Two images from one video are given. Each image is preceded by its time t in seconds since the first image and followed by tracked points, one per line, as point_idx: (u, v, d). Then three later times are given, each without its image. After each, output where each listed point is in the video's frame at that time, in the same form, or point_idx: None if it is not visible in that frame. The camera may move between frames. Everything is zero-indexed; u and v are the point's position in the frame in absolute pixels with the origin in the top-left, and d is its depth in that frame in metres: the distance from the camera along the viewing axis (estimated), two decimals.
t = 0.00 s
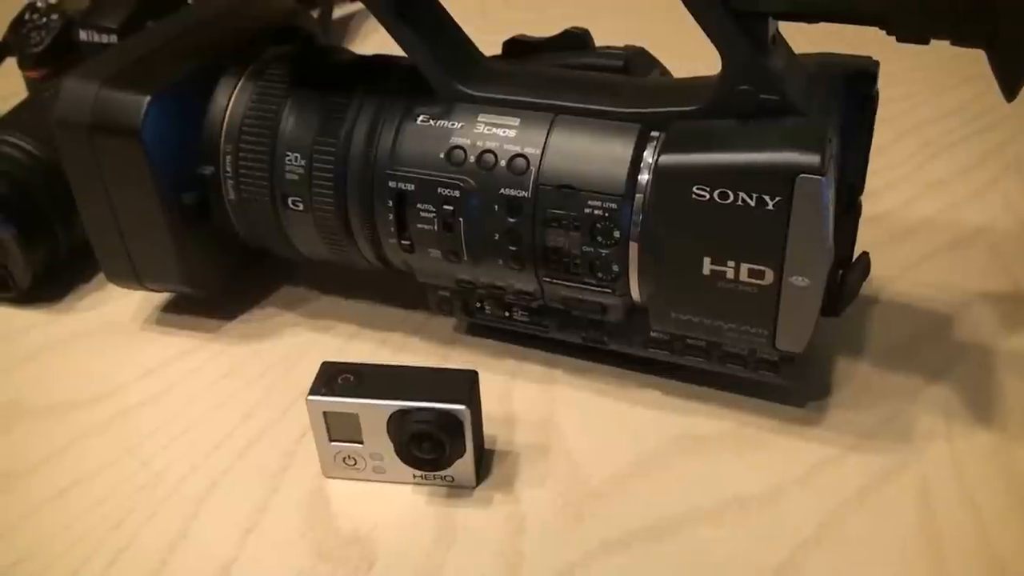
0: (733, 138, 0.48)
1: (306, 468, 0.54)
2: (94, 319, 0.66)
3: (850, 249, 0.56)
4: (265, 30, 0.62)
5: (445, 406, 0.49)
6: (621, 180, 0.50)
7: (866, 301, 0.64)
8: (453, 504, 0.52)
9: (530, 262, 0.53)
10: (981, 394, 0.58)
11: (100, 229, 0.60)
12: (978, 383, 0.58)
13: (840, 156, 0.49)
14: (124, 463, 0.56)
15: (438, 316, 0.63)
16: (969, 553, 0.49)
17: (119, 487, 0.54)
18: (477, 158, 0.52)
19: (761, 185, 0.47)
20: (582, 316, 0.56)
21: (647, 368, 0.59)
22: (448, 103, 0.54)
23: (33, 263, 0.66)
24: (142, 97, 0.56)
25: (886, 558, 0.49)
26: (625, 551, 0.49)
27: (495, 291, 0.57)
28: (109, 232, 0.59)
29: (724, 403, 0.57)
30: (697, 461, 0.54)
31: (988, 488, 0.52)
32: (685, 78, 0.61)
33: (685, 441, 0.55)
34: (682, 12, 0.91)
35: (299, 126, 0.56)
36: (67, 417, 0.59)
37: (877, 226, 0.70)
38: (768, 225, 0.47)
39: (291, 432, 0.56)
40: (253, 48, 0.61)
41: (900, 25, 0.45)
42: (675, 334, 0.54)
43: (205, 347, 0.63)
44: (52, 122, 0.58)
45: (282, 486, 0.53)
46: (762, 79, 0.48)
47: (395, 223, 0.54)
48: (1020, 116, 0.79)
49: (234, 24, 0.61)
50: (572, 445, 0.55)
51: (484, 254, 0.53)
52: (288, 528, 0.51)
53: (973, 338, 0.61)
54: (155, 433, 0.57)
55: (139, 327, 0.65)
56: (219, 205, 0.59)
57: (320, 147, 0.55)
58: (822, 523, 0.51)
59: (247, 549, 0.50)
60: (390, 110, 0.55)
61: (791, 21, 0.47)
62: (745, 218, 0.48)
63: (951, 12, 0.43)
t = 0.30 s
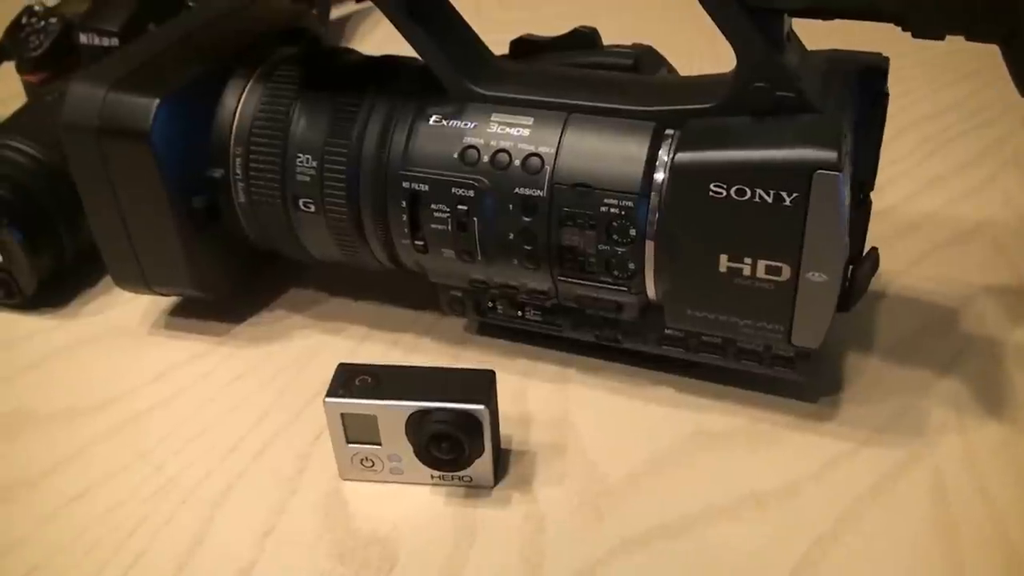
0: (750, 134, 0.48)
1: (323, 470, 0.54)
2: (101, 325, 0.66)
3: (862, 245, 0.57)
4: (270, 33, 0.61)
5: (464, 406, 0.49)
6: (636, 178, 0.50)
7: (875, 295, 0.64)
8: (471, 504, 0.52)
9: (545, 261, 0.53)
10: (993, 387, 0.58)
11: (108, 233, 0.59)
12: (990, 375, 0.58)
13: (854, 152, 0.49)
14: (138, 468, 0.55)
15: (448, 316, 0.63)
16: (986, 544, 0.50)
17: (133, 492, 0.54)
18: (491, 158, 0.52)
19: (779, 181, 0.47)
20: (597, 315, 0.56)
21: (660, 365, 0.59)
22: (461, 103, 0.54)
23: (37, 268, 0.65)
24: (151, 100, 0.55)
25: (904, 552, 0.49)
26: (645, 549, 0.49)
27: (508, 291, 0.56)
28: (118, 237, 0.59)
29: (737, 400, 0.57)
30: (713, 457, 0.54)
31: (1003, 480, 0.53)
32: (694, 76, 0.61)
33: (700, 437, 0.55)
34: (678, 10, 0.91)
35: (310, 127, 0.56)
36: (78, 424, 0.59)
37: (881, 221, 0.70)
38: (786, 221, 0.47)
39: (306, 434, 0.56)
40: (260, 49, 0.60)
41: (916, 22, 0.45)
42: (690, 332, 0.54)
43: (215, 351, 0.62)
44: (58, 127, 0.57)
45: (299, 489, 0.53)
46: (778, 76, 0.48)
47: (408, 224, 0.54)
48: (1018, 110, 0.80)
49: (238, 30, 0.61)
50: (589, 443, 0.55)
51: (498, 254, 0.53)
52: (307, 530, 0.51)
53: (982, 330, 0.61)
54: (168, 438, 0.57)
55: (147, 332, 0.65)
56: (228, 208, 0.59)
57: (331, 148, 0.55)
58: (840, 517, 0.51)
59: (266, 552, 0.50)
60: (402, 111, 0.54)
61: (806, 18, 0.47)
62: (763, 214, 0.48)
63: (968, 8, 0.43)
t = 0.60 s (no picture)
0: (766, 131, 0.48)
1: (339, 472, 0.54)
2: (106, 330, 0.65)
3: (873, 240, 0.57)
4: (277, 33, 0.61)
5: (485, 406, 0.49)
6: (653, 177, 0.50)
7: (882, 291, 0.64)
8: (490, 504, 0.51)
9: (560, 261, 0.53)
10: (1003, 379, 0.58)
11: (116, 237, 0.59)
12: (999, 367, 0.59)
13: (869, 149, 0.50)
14: (151, 473, 0.55)
15: (458, 316, 0.63)
16: (1003, 535, 0.50)
17: (148, 497, 0.53)
18: (506, 157, 0.52)
19: (797, 178, 0.47)
20: (611, 313, 0.56)
21: (673, 362, 0.59)
22: (474, 102, 0.54)
23: (40, 272, 0.64)
24: (160, 102, 0.55)
25: (923, 544, 0.50)
26: (667, 546, 0.49)
27: (521, 290, 0.56)
28: (126, 239, 0.59)
29: (750, 396, 0.57)
30: (730, 454, 0.54)
31: (1017, 471, 0.53)
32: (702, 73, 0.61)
33: (716, 434, 0.55)
34: (671, 10, 0.90)
35: (322, 128, 0.55)
36: (88, 429, 0.58)
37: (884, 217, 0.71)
38: (804, 218, 0.48)
39: (319, 437, 0.56)
40: (267, 50, 0.60)
41: (932, 18, 0.45)
42: (705, 329, 0.54)
43: (224, 354, 0.62)
44: (66, 130, 0.57)
45: (316, 491, 0.53)
46: (794, 72, 0.48)
47: (422, 224, 0.54)
48: (1014, 106, 0.80)
49: (245, 32, 0.61)
50: (605, 442, 0.55)
51: (514, 253, 0.53)
52: (325, 533, 0.51)
53: (990, 324, 0.62)
54: (180, 442, 0.56)
55: (154, 336, 0.64)
56: (238, 210, 0.59)
57: (344, 149, 0.55)
58: (857, 511, 0.51)
59: (286, 556, 0.50)
60: (414, 110, 0.54)
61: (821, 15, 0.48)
62: (781, 211, 0.48)
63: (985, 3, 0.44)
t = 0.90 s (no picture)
0: (782, 128, 0.49)
1: (356, 475, 0.53)
2: (111, 335, 0.64)
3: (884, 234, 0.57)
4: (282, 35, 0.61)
5: (505, 406, 0.49)
6: (670, 174, 0.50)
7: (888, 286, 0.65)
8: (510, 504, 0.51)
9: (575, 260, 0.53)
10: (1011, 370, 0.59)
11: (124, 241, 0.58)
12: (1007, 359, 0.59)
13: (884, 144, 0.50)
14: (166, 479, 0.54)
15: (467, 317, 0.63)
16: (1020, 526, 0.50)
17: (163, 504, 0.53)
18: (521, 156, 0.52)
19: (814, 173, 0.48)
20: (625, 311, 0.56)
21: (685, 359, 0.59)
22: (487, 102, 0.54)
23: (44, 279, 0.63)
24: (169, 105, 0.54)
25: (941, 536, 0.50)
26: (690, 544, 0.49)
27: (534, 290, 0.56)
28: (134, 243, 0.58)
29: (764, 392, 0.57)
30: (746, 450, 0.54)
31: None
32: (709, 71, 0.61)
33: (731, 430, 0.55)
34: (666, 10, 0.90)
35: (333, 130, 0.55)
36: (99, 435, 0.57)
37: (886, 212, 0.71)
38: (822, 213, 0.48)
39: (334, 441, 0.55)
40: (274, 53, 0.60)
41: (948, 14, 0.46)
42: (719, 326, 0.54)
43: (233, 358, 0.61)
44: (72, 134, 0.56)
45: (333, 495, 0.52)
46: (810, 69, 0.49)
47: (436, 224, 0.54)
48: (1009, 100, 0.81)
49: (251, 33, 0.60)
50: (622, 439, 0.55)
51: (528, 253, 0.53)
52: (346, 536, 0.50)
53: (997, 316, 0.62)
54: (193, 448, 0.56)
55: (161, 342, 0.63)
56: (246, 213, 0.58)
57: (355, 150, 0.54)
58: (874, 505, 0.52)
59: (307, 560, 0.49)
60: (426, 111, 0.54)
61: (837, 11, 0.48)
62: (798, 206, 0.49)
63: None
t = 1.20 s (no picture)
0: (800, 124, 0.49)
1: (377, 478, 0.53)
2: (119, 341, 0.64)
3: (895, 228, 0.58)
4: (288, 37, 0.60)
5: (529, 406, 0.49)
6: (688, 171, 0.50)
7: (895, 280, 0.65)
8: (533, 503, 0.51)
9: (593, 258, 0.53)
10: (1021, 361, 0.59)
11: (134, 247, 0.58)
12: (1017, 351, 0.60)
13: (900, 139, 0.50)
14: (183, 484, 0.54)
15: (479, 317, 0.63)
16: None
17: (182, 510, 0.53)
18: (537, 155, 0.52)
19: (834, 169, 0.48)
20: (641, 309, 0.56)
21: (698, 355, 0.59)
22: (502, 101, 0.53)
23: (50, 285, 0.63)
24: (181, 108, 0.54)
25: (961, 526, 0.51)
26: (714, 539, 0.50)
27: (550, 289, 0.56)
28: (145, 248, 0.58)
29: (780, 387, 0.58)
30: (765, 445, 0.54)
31: None
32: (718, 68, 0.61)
33: (749, 426, 0.55)
34: (662, 10, 0.91)
35: (346, 131, 0.55)
36: (113, 443, 0.57)
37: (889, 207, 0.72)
38: (841, 208, 0.49)
39: (352, 444, 0.55)
40: (283, 55, 0.59)
41: (965, 9, 0.46)
42: (736, 322, 0.54)
43: (245, 362, 0.61)
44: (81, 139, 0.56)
45: (355, 498, 0.52)
46: (827, 64, 0.49)
47: (453, 225, 0.54)
48: (1004, 95, 0.82)
49: (258, 36, 0.60)
50: (641, 437, 0.55)
51: (546, 252, 0.53)
52: (370, 540, 0.50)
53: (1003, 308, 0.63)
54: (210, 453, 0.55)
55: (170, 348, 0.63)
56: (258, 216, 0.58)
57: (370, 151, 0.54)
58: (894, 497, 0.52)
59: (332, 563, 0.49)
60: (441, 111, 0.54)
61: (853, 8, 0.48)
62: (817, 202, 0.49)
63: None
